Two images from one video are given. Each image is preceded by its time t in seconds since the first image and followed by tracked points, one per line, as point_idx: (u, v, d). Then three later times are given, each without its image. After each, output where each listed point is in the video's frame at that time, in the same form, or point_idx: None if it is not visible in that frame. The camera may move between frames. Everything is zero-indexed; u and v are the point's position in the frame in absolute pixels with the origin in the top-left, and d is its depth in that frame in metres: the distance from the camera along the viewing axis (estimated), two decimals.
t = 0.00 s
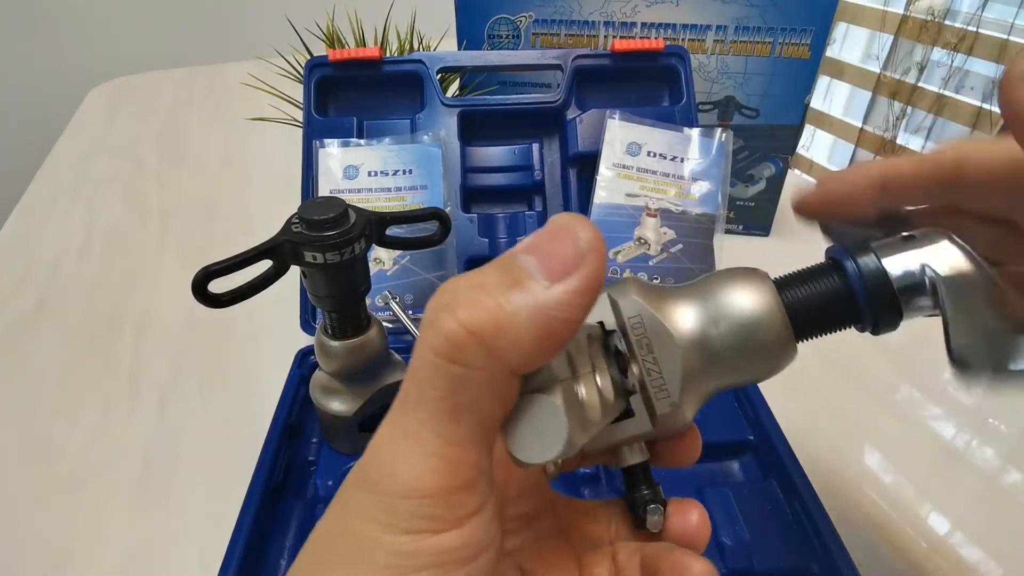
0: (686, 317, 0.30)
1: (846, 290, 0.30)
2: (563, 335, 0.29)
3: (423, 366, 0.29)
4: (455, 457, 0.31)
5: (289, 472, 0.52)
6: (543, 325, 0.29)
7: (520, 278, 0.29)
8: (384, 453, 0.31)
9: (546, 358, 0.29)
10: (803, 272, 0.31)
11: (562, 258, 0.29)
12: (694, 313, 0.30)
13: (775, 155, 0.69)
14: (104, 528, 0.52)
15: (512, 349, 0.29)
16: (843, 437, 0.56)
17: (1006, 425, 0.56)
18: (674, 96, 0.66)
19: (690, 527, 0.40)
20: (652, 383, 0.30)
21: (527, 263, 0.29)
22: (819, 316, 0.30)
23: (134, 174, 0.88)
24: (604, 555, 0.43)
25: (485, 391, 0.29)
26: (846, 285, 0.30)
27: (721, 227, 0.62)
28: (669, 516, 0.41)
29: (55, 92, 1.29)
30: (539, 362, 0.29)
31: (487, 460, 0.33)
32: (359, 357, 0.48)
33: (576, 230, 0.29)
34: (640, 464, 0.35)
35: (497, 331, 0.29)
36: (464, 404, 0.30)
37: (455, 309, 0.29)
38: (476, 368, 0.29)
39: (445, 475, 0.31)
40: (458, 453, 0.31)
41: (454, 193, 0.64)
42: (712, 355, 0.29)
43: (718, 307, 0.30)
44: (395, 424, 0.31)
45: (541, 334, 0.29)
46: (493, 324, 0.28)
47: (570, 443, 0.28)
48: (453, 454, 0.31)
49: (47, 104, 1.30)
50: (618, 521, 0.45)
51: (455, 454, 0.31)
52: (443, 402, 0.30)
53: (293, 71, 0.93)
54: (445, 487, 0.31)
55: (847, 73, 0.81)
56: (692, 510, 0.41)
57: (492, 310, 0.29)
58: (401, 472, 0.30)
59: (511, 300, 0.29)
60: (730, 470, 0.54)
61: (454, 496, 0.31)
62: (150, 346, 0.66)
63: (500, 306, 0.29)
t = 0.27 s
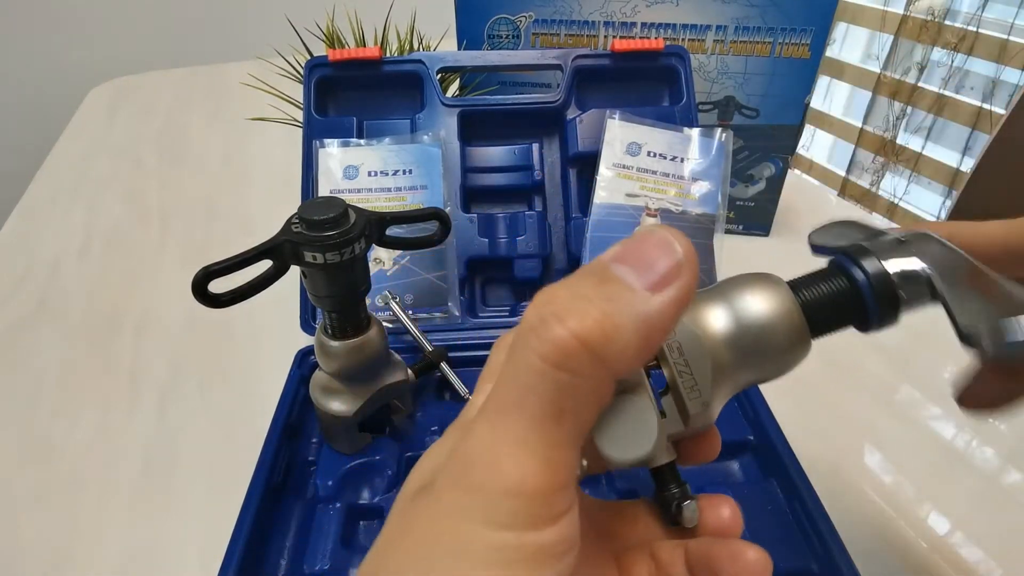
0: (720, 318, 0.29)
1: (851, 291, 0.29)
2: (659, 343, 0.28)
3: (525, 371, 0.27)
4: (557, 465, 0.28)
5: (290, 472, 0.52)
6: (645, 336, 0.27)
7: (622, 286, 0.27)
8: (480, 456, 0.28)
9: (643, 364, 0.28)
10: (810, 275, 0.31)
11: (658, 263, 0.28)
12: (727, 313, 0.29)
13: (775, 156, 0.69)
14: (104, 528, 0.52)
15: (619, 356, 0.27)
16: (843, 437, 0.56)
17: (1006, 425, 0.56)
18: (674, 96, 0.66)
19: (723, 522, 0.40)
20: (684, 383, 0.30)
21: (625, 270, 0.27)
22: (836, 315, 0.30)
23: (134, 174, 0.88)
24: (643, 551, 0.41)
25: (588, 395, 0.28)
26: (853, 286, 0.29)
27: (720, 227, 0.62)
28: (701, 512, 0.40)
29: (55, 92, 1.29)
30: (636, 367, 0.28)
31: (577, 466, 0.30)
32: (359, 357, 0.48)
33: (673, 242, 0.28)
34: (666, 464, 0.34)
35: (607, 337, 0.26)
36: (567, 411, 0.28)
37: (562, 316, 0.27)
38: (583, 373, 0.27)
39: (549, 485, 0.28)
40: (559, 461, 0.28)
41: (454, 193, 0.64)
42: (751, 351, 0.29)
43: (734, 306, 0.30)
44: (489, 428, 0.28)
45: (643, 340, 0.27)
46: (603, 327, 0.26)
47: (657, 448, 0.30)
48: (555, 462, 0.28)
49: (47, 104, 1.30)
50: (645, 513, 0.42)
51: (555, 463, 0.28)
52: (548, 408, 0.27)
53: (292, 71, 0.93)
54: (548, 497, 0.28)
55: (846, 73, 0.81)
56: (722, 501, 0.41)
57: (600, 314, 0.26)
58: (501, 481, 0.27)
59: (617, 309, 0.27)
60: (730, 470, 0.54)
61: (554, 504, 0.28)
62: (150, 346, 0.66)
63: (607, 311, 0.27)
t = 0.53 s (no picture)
0: (706, 317, 0.32)
1: (812, 290, 0.33)
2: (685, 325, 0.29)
3: (559, 348, 0.28)
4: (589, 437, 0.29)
5: (289, 472, 0.52)
6: (670, 319, 0.29)
7: (649, 272, 0.29)
8: (517, 427, 0.29)
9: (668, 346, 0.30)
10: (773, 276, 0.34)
11: (684, 252, 0.29)
12: (711, 312, 0.32)
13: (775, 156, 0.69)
14: (104, 528, 0.52)
15: (647, 337, 0.28)
16: (843, 437, 0.56)
17: (1006, 425, 0.56)
18: (674, 96, 0.66)
19: (707, 509, 0.42)
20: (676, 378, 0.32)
21: (650, 259, 0.29)
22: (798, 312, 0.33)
23: (134, 174, 0.88)
24: (639, 537, 0.43)
25: (619, 372, 0.29)
26: (813, 284, 0.33)
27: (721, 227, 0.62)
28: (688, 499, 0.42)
29: (55, 92, 1.29)
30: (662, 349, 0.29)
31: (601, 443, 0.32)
32: (360, 356, 0.48)
33: (693, 234, 0.30)
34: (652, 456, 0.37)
35: (638, 318, 0.28)
36: (599, 388, 0.29)
37: (596, 298, 0.28)
38: (615, 353, 0.28)
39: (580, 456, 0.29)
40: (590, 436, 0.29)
41: (454, 193, 0.64)
42: (735, 344, 0.32)
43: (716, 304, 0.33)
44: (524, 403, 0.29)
45: (670, 323, 0.29)
46: (633, 310, 0.28)
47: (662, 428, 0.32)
48: (588, 435, 0.29)
49: (47, 104, 1.30)
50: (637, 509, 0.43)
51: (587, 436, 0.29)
52: (582, 385, 0.28)
53: (293, 71, 0.93)
54: (579, 467, 0.29)
55: (846, 73, 0.81)
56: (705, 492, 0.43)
57: (631, 297, 0.28)
58: (536, 452, 0.29)
59: (648, 292, 0.28)
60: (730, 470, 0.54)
61: (586, 473, 0.30)
62: (150, 346, 0.66)
63: (638, 294, 0.28)
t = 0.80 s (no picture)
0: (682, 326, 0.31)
1: (783, 309, 0.33)
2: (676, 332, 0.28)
3: (546, 348, 0.28)
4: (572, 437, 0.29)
5: (289, 472, 0.52)
6: (659, 327, 0.28)
7: (637, 279, 0.28)
8: (501, 426, 0.28)
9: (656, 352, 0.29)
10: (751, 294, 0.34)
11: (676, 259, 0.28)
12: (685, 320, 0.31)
13: (775, 155, 0.69)
14: (104, 529, 0.52)
15: (635, 344, 0.28)
16: (843, 437, 0.56)
17: (1005, 425, 0.56)
18: (674, 96, 0.66)
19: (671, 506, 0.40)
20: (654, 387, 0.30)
21: (640, 264, 0.28)
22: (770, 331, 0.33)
23: (134, 174, 0.88)
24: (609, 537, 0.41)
25: (604, 376, 0.28)
26: (784, 304, 0.33)
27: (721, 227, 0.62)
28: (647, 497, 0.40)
29: (55, 92, 1.29)
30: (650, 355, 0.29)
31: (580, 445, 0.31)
32: (359, 357, 0.48)
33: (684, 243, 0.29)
34: (621, 456, 0.37)
35: (625, 325, 0.27)
36: (584, 391, 0.28)
37: (584, 305, 0.27)
38: (601, 358, 0.27)
39: (561, 455, 0.29)
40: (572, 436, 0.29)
41: (454, 193, 0.64)
42: (709, 354, 0.31)
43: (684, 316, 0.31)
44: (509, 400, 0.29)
45: (658, 330, 0.28)
46: (621, 317, 0.27)
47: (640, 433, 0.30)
48: (571, 436, 0.29)
49: (47, 104, 1.30)
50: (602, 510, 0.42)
51: (569, 437, 0.29)
52: (568, 387, 0.28)
53: (293, 71, 0.93)
54: (559, 466, 0.29)
55: (846, 73, 0.81)
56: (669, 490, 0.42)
57: (619, 303, 0.27)
58: (518, 449, 0.28)
59: (635, 301, 0.27)
60: (731, 471, 0.54)
61: (567, 471, 0.29)
62: (150, 346, 0.66)
63: (626, 300, 0.27)
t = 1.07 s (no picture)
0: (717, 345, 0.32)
1: (820, 330, 0.33)
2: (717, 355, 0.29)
3: (588, 372, 0.28)
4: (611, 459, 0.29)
5: (289, 472, 0.52)
6: (701, 350, 0.28)
7: (681, 301, 0.28)
8: (541, 447, 0.28)
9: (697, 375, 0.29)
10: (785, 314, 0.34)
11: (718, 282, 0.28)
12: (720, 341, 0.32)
13: (775, 155, 0.69)
14: (104, 529, 0.52)
15: (677, 368, 0.28)
16: (843, 437, 0.56)
17: (1003, 424, 0.56)
18: (674, 96, 0.66)
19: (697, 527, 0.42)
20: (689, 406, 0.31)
21: (683, 286, 0.28)
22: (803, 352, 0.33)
23: (134, 174, 0.88)
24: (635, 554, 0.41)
25: (646, 400, 0.28)
26: (821, 325, 0.33)
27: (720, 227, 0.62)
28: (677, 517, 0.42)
29: (55, 92, 1.29)
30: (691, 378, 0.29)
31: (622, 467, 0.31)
32: (360, 357, 0.48)
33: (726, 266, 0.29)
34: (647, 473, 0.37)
35: (669, 349, 0.27)
36: (625, 414, 0.28)
37: (628, 327, 0.27)
38: (644, 382, 0.28)
39: (600, 477, 0.29)
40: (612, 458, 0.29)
41: (455, 193, 0.64)
42: (741, 374, 0.32)
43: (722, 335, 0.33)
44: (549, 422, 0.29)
45: (701, 354, 0.28)
46: (665, 341, 0.27)
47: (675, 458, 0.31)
48: (610, 458, 0.29)
49: (47, 104, 1.30)
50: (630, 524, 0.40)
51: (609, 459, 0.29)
52: (609, 410, 0.28)
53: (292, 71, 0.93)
54: (598, 489, 0.29)
55: (846, 73, 0.81)
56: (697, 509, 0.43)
57: (663, 328, 0.27)
58: (559, 473, 0.28)
59: (679, 324, 0.27)
60: (730, 470, 0.54)
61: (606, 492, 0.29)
62: (150, 345, 0.66)
63: (670, 325, 0.27)
